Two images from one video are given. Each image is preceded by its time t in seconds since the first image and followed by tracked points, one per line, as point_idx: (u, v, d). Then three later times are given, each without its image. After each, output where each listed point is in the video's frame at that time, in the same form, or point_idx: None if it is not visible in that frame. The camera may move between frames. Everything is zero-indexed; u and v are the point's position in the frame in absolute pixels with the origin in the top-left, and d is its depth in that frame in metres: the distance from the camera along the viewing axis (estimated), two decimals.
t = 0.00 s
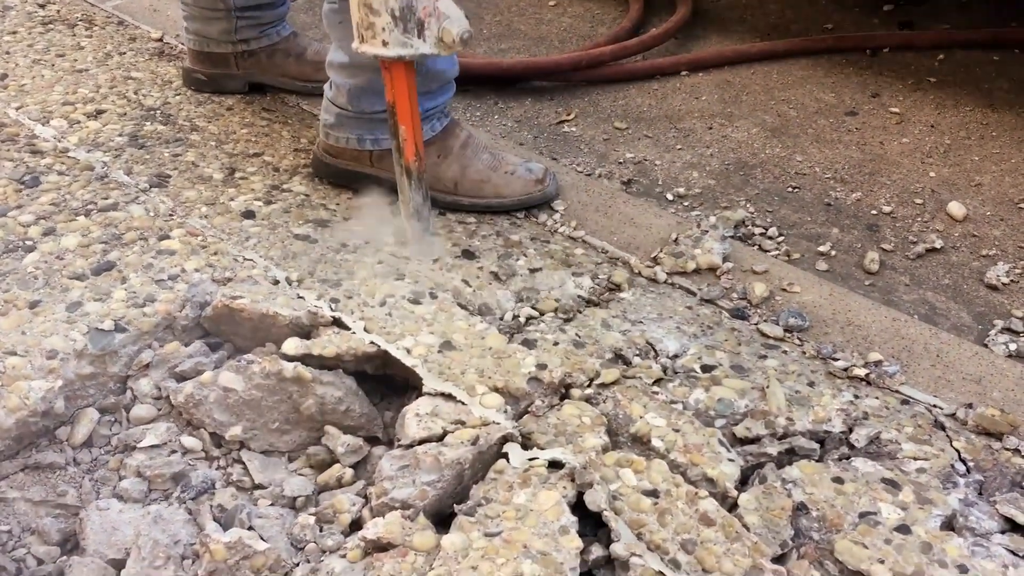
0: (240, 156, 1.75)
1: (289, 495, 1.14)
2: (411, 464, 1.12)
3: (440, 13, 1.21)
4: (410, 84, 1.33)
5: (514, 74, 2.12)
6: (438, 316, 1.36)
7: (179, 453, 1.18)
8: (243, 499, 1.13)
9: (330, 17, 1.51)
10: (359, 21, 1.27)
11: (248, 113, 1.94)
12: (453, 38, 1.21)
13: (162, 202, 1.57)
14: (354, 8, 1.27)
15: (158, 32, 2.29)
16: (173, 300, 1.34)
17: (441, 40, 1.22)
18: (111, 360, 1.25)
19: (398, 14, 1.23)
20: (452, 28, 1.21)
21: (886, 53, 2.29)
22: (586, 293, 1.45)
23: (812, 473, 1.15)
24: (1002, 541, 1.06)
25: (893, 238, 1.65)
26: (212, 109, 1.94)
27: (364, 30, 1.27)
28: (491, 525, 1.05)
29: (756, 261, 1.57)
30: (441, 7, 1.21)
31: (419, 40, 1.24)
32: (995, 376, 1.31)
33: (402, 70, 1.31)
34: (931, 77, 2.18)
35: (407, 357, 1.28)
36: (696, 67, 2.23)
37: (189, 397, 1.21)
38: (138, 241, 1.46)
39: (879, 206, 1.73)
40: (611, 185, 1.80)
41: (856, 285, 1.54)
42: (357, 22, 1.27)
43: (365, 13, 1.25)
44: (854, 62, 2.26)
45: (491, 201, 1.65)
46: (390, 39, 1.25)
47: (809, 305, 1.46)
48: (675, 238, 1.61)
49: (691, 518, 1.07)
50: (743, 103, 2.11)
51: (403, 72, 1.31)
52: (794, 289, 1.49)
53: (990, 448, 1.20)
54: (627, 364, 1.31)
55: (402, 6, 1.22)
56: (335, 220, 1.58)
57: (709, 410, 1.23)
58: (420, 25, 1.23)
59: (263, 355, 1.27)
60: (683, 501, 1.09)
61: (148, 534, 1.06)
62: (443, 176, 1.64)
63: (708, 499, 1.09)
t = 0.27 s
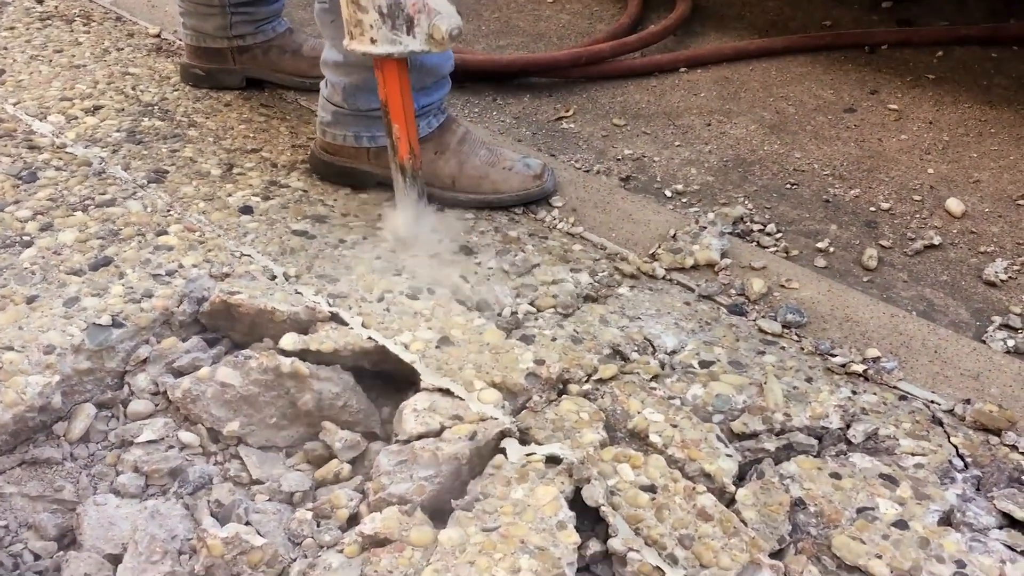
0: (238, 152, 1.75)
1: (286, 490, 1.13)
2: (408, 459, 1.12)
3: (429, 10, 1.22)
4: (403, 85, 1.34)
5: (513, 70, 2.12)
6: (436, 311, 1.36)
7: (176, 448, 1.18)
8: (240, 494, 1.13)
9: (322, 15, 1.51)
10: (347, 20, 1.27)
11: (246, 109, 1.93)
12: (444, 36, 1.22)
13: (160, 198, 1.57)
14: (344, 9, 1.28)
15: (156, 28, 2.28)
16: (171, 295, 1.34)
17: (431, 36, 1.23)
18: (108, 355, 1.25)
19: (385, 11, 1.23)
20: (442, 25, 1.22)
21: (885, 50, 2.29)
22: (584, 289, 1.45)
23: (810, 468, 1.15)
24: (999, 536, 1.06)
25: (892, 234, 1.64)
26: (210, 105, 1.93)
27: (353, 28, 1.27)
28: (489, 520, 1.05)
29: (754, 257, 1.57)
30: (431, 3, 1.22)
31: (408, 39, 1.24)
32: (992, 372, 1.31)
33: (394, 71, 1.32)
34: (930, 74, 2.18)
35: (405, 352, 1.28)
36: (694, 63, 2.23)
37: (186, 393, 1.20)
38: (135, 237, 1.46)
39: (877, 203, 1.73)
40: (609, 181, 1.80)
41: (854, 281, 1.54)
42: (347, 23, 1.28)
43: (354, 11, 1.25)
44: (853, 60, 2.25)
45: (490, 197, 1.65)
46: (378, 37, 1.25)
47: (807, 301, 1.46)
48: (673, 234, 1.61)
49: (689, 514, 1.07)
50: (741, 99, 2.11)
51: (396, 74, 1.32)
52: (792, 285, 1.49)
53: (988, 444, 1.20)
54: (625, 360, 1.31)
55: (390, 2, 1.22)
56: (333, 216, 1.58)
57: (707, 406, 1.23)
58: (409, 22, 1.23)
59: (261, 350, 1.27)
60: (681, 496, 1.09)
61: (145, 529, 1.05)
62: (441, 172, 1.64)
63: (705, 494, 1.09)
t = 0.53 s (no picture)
0: (235, 151, 1.75)
1: (283, 489, 1.13)
2: (404, 459, 1.11)
3: (418, 11, 1.23)
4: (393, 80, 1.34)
5: (510, 69, 2.12)
6: (433, 311, 1.36)
7: (172, 448, 1.18)
8: (236, 494, 1.13)
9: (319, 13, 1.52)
10: (336, 22, 1.27)
11: (243, 108, 1.93)
12: (434, 37, 1.23)
13: (157, 197, 1.57)
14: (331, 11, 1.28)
15: (153, 27, 2.28)
16: (167, 295, 1.33)
17: (421, 38, 1.24)
18: (104, 355, 1.25)
19: (374, 13, 1.23)
20: (431, 26, 1.23)
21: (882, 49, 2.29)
22: (580, 289, 1.45)
23: (806, 469, 1.15)
24: (995, 537, 1.06)
25: (889, 234, 1.64)
26: (207, 103, 1.93)
27: (342, 31, 1.28)
28: (484, 520, 1.05)
29: (751, 257, 1.57)
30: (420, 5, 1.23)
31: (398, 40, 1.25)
32: (988, 372, 1.32)
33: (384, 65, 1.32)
34: (927, 73, 2.18)
35: (401, 352, 1.28)
36: (692, 62, 2.23)
37: (182, 392, 1.20)
38: (131, 236, 1.46)
39: (874, 202, 1.73)
40: (606, 181, 1.80)
41: (851, 281, 1.54)
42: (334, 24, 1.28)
43: (342, 13, 1.25)
44: (851, 59, 2.25)
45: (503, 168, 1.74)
46: (367, 38, 1.25)
47: (804, 301, 1.46)
48: (670, 234, 1.61)
49: (684, 514, 1.07)
50: (738, 99, 2.11)
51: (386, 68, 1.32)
52: (788, 285, 1.50)
53: (984, 444, 1.20)
54: (621, 360, 1.31)
55: (378, 4, 1.22)
56: (329, 215, 1.58)
57: (703, 406, 1.23)
58: (398, 24, 1.24)
59: (257, 349, 1.27)
60: (676, 496, 1.09)
61: (140, 529, 1.05)
62: (453, 150, 1.71)
63: (701, 494, 1.09)
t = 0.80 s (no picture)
0: (233, 147, 1.75)
1: (279, 485, 1.13)
2: (402, 454, 1.11)
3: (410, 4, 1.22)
4: (385, 78, 1.36)
5: (508, 66, 2.12)
6: (430, 307, 1.36)
7: (169, 444, 1.18)
8: (233, 490, 1.13)
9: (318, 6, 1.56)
10: (329, 17, 1.30)
11: (241, 105, 1.93)
12: (425, 29, 1.22)
13: (154, 193, 1.57)
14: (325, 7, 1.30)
15: (151, 24, 2.28)
16: (164, 290, 1.33)
17: (413, 30, 1.23)
18: (101, 350, 1.25)
19: (366, 7, 1.25)
20: (423, 19, 1.21)
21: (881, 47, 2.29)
22: (578, 285, 1.45)
23: (803, 464, 1.15)
24: (991, 532, 1.06)
25: (886, 231, 1.65)
26: (205, 100, 1.93)
27: (335, 26, 1.30)
28: (481, 515, 1.05)
29: (748, 254, 1.57)
30: None
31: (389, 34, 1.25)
32: (985, 369, 1.32)
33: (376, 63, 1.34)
34: (925, 71, 2.18)
35: (399, 348, 1.28)
36: (690, 60, 2.23)
37: (179, 388, 1.20)
38: (129, 232, 1.46)
39: (872, 200, 1.73)
40: (604, 178, 1.80)
41: (848, 278, 1.54)
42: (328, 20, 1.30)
43: (335, 8, 1.27)
44: (849, 57, 2.25)
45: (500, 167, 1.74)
46: (359, 32, 1.27)
47: (802, 297, 1.46)
48: (668, 231, 1.62)
49: (681, 509, 1.07)
50: (736, 96, 2.11)
51: (378, 66, 1.34)
52: (786, 282, 1.50)
53: (981, 440, 1.20)
54: (619, 356, 1.31)
55: None
56: (327, 212, 1.58)
57: (701, 402, 1.23)
58: (389, 17, 1.24)
59: (254, 345, 1.27)
60: (673, 492, 1.09)
61: (137, 524, 1.05)
62: (450, 147, 1.72)
63: (698, 490, 1.09)
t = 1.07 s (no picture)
0: (233, 149, 1.75)
1: (279, 487, 1.14)
2: (401, 457, 1.11)
3: (405, 13, 1.24)
4: (382, 81, 1.36)
5: (507, 66, 2.12)
6: (430, 309, 1.36)
7: (170, 446, 1.18)
8: (233, 492, 1.13)
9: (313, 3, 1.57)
10: (325, 26, 1.29)
11: (241, 106, 1.93)
12: (423, 38, 1.25)
13: (154, 195, 1.57)
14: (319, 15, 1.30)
15: (151, 25, 2.28)
16: (164, 292, 1.34)
17: (409, 39, 1.25)
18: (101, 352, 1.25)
19: (362, 15, 1.25)
20: (419, 27, 1.24)
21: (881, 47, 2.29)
22: (577, 287, 1.45)
23: (803, 466, 1.15)
24: (991, 534, 1.06)
25: (886, 233, 1.65)
26: (205, 102, 1.93)
27: (330, 35, 1.30)
28: (481, 518, 1.05)
29: (748, 255, 1.57)
30: (408, 6, 1.24)
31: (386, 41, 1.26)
32: (985, 370, 1.32)
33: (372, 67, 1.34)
34: (925, 71, 2.18)
35: (399, 350, 1.28)
36: (689, 61, 2.24)
37: (179, 390, 1.20)
38: (129, 234, 1.46)
39: (872, 201, 1.73)
40: (604, 179, 1.80)
41: (848, 279, 1.54)
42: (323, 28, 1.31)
43: (331, 17, 1.27)
44: (849, 58, 2.25)
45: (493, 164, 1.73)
46: (356, 40, 1.27)
47: (801, 299, 1.46)
48: (668, 232, 1.62)
49: (681, 511, 1.07)
50: (736, 97, 2.11)
51: (375, 70, 1.35)
52: (785, 284, 1.50)
53: (980, 442, 1.20)
54: (619, 358, 1.31)
55: (365, 7, 1.24)
56: (327, 213, 1.58)
57: (700, 404, 1.23)
58: (386, 25, 1.25)
59: (254, 347, 1.27)
60: (673, 494, 1.09)
61: (137, 527, 1.06)
62: (443, 144, 1.72)
63: (697, 492, 1.09)
